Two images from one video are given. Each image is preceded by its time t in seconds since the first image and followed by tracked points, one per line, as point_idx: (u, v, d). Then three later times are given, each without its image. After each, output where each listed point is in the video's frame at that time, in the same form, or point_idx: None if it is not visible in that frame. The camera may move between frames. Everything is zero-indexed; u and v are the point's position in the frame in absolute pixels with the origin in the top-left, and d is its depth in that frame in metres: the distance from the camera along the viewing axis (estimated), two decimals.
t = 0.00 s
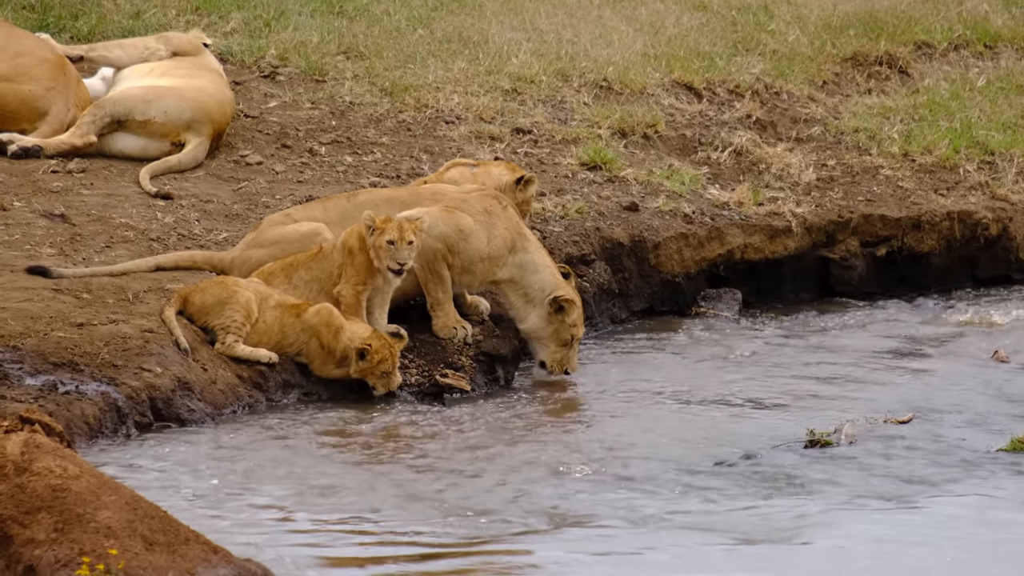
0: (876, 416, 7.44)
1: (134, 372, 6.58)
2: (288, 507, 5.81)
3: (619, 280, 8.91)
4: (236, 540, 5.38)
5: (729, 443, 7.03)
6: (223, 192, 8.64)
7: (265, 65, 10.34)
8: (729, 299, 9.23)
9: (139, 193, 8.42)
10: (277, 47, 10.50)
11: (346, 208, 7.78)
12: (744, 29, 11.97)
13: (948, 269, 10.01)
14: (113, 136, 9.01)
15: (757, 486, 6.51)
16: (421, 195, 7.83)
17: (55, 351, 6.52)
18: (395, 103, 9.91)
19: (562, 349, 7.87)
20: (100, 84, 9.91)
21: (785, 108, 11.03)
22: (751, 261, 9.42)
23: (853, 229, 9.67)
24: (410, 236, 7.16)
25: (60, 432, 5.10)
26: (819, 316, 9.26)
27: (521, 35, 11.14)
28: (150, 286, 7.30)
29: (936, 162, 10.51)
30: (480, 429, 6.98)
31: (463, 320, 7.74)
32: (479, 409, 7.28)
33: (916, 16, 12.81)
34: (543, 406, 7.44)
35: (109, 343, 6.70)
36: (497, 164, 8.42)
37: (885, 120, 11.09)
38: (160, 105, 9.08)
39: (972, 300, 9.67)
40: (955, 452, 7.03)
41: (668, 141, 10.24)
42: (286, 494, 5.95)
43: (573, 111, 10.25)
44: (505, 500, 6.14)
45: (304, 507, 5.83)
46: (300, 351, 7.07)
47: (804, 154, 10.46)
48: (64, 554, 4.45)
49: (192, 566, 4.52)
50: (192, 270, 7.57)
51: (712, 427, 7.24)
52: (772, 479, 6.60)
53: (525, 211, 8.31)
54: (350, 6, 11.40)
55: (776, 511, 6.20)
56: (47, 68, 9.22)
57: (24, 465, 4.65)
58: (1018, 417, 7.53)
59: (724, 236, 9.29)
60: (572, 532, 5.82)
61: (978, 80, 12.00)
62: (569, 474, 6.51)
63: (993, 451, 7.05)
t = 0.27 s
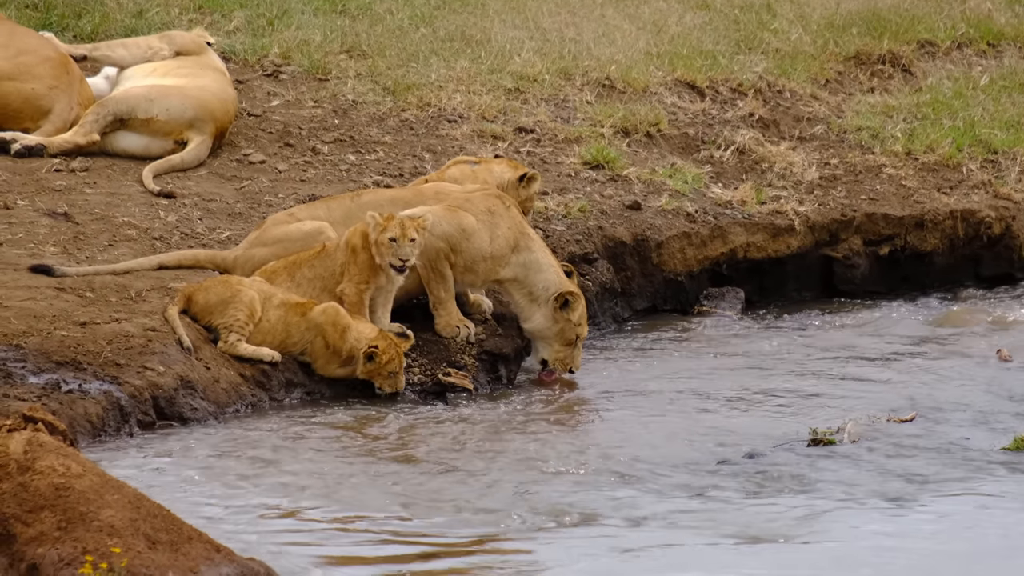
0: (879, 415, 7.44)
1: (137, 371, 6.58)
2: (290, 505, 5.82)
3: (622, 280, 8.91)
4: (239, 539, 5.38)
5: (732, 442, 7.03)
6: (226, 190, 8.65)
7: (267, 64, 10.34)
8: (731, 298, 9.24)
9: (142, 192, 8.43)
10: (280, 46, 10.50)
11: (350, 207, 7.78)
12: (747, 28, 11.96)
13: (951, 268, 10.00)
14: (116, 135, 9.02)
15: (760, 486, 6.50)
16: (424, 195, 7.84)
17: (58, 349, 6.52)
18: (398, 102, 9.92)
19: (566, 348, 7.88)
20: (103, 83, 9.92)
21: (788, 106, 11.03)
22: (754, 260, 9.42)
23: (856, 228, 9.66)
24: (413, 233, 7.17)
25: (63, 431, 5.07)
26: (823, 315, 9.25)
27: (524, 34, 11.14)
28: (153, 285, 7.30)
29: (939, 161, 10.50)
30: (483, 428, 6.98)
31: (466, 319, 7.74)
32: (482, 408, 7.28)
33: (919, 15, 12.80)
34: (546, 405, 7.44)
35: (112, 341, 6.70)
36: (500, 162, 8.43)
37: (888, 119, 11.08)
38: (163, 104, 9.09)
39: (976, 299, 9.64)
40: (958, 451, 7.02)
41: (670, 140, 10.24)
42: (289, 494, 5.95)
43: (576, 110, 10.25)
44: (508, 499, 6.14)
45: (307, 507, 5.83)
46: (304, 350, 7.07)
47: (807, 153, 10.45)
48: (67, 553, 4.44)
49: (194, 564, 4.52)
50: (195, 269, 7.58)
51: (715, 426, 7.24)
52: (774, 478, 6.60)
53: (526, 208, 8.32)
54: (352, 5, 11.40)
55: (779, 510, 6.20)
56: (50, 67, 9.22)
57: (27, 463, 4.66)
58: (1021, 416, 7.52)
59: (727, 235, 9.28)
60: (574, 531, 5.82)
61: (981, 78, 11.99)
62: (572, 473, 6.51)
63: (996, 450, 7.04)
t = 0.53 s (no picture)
0: (881, 415, 7.44)
1: (138, 371, 6.58)
2: (293, 505, 5.81)
3: (624, 279, 8.91)
4: (241, 539, 5.38)
5: (734, 442, 7.03)
6: (228, 190, 8.64)
7: (269, 63, 10.34)
8: (733, 298, 9.22)
9: (143, 191, 8.42)
10: (281, 45, 10.50)
11: (352, 207, 7.77)
12: (749, 28, 11.97)
13: (953, 267, 10.00)
14: (118, 134, 9.01)
15: (762, 485, 6.50)
16: (427, 195, 7.84)
17: (59, 349, 6.52)
18: (400, 102, 9.91)
19: (570, 347, 7.90)
20: (105, 83, 9.91)
21: (790, 106, 11.03)
22: (755, 260, 9.42)
23: (857, 227, 9.68)
24: (416, 232, 7.17)
25: (64, 430, 5.06)
26: (824, 315, 9.26)
27: (526, 33, 11.14)
28: (155, 285, 7.30)
29: (941, 161, 10.50)
30: (485, 427, 6.98)
31: (468, 319, 7.73)
32: (484, 407, 7.28)
33: (921, 15, 12.80)
34: (548, 404, 7.44)
35: (113, 341, 6.69)
36: (501, 160, 8.43)
37: (889, 118, 11.08)
38: (164, 103, 9.08)
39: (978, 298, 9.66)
40: (960, 451, 7.03)
41: (672, 139, 10.24)
42: (292, 494, 5.94)
43: (578, 110, 10.25)
44: (511, 499, 6.13)
45: (309, 507, 5.82)
46: (308, 350, 7.06)
47: (808, 153, 10.45)
48: (68, 553, 4.43)
49: (195, 564, 4.51)
50: (197, 269, 7.57)
51: (717, 425, 7.24)
52: (777, 477, 6.60)
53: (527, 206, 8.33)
54: (355, 5, 11.40)
55: (781, 510, 6.20)
56: (52, 66, 9.22)
57: (28, 463, 4.66)
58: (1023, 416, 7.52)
59: (728, 234, 9.29)
60: (577, 531, 5.81)
61: (982, 78, 11.99)
62: (575, 473, 6.51)
63: (998, 449, 7.04)
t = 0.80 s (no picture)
0: (881, 417, 7.44)
1: (139, 372, 6.58)
2: (293, 506, 5.81)
3: (624, 281, 8.92)
4: (241, 541, 5.38)
5: (734, 443, 7.02)
6: (229, 192, 8.65)
7: (270, 65, 10.35)
8: (733, 300, 9.19)
9: (144, 193, 8.43)
10: (282, 47, 10.50)
11: (352, 209, 7.78)
12: (749, 29, 11.97)
13: (954, 269, 9.99)
14: (119, 136, 9.02)
15: (762, 487, 6.50)
16: (427, 196, 7.83)
17: (60, 351, 6.52)
18: (400, 104, 9.92)
19: (569, 349, 7.90)
20: (105, 85, 9.92)
21: (790, 108, 11.03)
22: (756, 262, 9.41)
23: (858, 229, 9.66)
24: (418, 234, 7.16)
25: (66, 432, 5.07)
26: (825, 316, 9.26)
27: (526, 35, 11.14)
28: (155, 287, 7.30)
29: (942, 162, 10.50)
30: (485, 429, 6.98)
31: (468, 321, 7.73)
32: (484, 409, 7.28)
33: (922, 16, 12.80)
34: (548, 406, 7.44)
35: (114, 343, 6.70)
36: (502, 160, 8.41)
37: (890, 120, 11.08)
38: (165, 105, 9.09)
39: (979, 300, 9.66)
40: (961, 453, 7.02)
41: (673, 141, 10.24)
42: (292, 495, 5.94)
43: (578, 111, 10.25)
44: (511, 501, 6.13)
45: (309, 508, 5.82)
46: (311, 353, 7.06)
47: (809, 154, 10.45)
48: (70, 554, 4.42)
49: (196, 566, 4.51)
50: (197, 271, 7.57)
51: (718, 427, 7.24)
52: (777, 479, 6.60)
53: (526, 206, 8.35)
54: (355, 7, 11.41)
55: (782, 512, 6.19)
56: (53, 68, 9.23)
57: (30, 465, 4.66)
58: None
59: (729, 236, 9.29)
60: (577, 533, 5.81)
61: (983, 80, 11.98)
62: (575, 474, 6.51)
63: (999, 451, 7.04)
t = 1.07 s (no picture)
0: (887, 416, 7.43)
1: (144, 371, 6.58)
2: (298, 505, 5.81)
3: (629, 280, 8.92)
4: (246, 539, 5.38)
5: (740, 442, 7.02)
6: (234, 191, 8.65)
7: (275, 64, 10.35)
8: (739, 298, 9.21)
9: (149, 192, 8.43)
10: (287, 46, 10.50)
11: (357, 208, 7.79)
12: (754, 28, 11.97)
13: (959, 268, 10.00)
14: (123, 135, 9.03)
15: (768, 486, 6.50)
16: (432, 195, 7.84)
17: (65, 350, 6.52)
18: (405, 103, 9.92)
19: (574, 346, 7.90)
20: (110, 83, 9.92)
21: (795, 107, 11.03)
22: (761, 261, 9.42)
23: (863, 228, 9.66)
24: (423, 232, 7.16)
25: (68, 430, 5.06)
26: (830, 315, 9.26)
27: (531, 34, 11.14)
28: (160, 286, 7.30)
29: (947, 161, 10.49)
30: (490, 428, 6.98)
31: (474, 319, 7.72)
32: (489, 408, 7.28)
33: (926, 15, 12.80)
34: (553, 405, 7.43)
35: (120, 342, 6.70)
36: (507, 158, 8.41)
37: (895, 119, 11.08)
38: (170, 104, 9.09)
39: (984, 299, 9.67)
40: (966, 452, 7.02)
41: (678, 140, 10.24)
42: (297, 494, 5.94)
43: (584, 110, 10.25)
44: (516, 500, 6.13)
45: (314, 507, 5.82)
46: (315, 351, 7.07)
47: (814, 153, 10.45)
48: (75, 553, 4.43)
49: (202, 564, 4.51)
50: (202, 270, 7.57)
51: (723, 426, 7.23)
52: (783, 478, 6.59)
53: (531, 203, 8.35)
54: (361, 6, 11.42)
55: (787, 511, 6.19)
56: (58, 67, 9.23)
57: (34, 464, 4.64)
58: None
59: (734, 235, 9.29)
60: (582, 532, 5.81)
61: (988, 78, 11.98)
62: (580, 473, 6.50)
63: (1004, 450, 7.04)
